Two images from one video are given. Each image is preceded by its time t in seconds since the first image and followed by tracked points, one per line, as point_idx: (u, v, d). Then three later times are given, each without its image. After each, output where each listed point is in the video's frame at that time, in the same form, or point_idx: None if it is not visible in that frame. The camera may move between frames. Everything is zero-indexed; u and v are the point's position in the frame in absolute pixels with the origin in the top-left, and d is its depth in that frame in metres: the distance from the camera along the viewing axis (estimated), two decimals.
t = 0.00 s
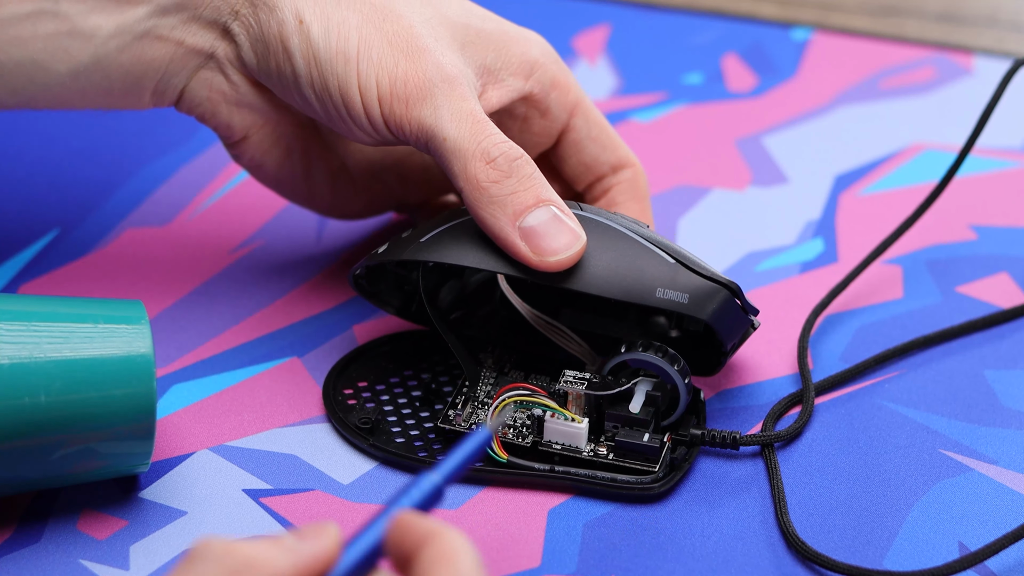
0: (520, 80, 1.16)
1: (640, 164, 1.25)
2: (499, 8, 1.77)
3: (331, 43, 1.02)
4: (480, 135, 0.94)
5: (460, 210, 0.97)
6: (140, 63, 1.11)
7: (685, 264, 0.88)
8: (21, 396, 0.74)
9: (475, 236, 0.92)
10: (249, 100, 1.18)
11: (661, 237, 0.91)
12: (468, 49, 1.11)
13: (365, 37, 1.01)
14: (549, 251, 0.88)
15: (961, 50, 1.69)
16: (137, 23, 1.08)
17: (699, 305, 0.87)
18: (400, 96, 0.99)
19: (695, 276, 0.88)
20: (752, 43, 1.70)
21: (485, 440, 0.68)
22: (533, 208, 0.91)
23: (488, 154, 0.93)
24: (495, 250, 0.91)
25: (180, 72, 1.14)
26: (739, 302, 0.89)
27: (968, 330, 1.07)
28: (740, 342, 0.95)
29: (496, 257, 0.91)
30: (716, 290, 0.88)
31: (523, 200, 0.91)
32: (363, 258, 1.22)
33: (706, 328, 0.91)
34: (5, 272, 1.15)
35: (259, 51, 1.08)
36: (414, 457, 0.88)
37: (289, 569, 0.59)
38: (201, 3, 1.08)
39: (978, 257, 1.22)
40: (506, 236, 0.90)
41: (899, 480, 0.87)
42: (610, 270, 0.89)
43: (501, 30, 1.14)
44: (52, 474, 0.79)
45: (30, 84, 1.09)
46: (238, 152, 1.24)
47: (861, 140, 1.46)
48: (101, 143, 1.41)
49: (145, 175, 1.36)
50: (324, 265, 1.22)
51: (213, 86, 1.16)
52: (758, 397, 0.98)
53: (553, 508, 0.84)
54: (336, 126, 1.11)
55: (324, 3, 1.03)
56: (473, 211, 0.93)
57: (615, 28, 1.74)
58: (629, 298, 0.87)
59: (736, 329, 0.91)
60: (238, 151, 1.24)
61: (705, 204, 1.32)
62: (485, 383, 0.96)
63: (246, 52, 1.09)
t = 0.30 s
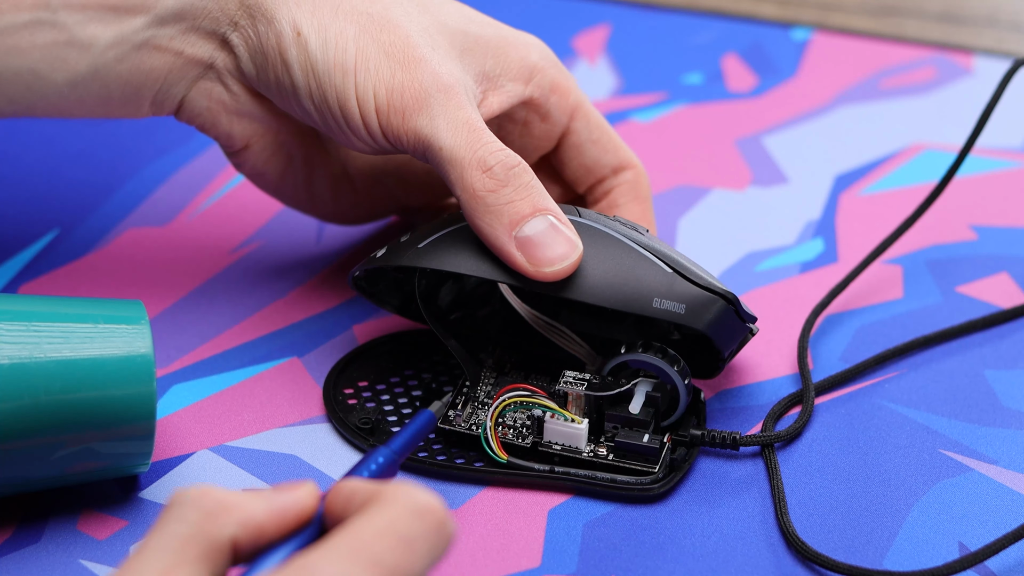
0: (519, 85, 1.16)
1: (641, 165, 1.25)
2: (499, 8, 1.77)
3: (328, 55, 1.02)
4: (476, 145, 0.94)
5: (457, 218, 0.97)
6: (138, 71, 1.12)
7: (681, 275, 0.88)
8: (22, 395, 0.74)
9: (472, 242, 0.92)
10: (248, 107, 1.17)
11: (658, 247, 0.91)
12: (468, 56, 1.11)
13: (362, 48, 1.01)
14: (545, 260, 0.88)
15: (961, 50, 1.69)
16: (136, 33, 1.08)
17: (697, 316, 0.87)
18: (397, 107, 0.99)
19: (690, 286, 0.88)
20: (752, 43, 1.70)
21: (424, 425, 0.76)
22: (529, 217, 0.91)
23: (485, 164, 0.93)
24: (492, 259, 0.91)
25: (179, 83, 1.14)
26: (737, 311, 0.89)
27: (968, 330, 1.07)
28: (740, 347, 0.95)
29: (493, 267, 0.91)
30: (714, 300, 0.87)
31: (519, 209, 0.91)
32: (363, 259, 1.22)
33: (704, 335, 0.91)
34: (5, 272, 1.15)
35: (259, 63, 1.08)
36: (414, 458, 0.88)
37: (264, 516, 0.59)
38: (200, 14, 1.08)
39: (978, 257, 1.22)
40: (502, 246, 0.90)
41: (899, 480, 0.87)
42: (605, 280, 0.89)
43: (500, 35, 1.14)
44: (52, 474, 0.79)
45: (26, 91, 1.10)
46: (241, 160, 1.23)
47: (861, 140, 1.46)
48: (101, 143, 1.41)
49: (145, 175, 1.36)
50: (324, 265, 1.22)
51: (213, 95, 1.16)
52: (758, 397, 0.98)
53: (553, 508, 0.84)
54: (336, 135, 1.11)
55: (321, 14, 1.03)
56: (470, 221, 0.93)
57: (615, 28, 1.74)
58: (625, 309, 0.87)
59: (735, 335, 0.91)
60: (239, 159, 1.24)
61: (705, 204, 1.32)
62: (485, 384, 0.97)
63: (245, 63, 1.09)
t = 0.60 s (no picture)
0: (518, 86, 1.16)
1: (640, 165, 1.25)
2: (499, 8, 1.77)
3: (327, 58, 1.02)
4: (476, 146, 0.94)
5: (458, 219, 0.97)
6: (137, 74, 1.12)
7: (684, 274, 0.88)
8: (21, 396, 0.74)
9: (474, 242, 0.92)
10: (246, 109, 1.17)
11: (661, 246, 0.91)
12: (466, 57, 1.11)
13: (361, 50, 1.01)
14: (547, 259, 0.88)
15: (961, 50, 1.69)
16: (133, 36, 1.09)
17: (699, 314, 0.87)
18: (396, 109, 0.99)
19: (693, 284, 0.88)
20: (752, 43, 1.70)
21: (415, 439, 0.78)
22: (530, 217, 0.91)
23: (485, 164, 0.93)
24: (494, 258, 0.91)
25: (177, 85, 1.14)
26: (738, 309, 0.89)
27: (968, 330, 1.07)
28: (740, 346, 0.94)
29: (496, 266, 0.91)
30: (715, 298, 0.87)
31: (520, 209, 0.91)
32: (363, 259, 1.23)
33: (706, 334, 0.91)
34: (5, 273, 1.15)
35: (257, 66, 1.08)
36: (414, 458, 0.88)
37: (250, 507, 0.59)
38: (198, 17, 1.08)
39: (978, 257, 1.22)
40: (504, 246, 0.90)
41: (899, 480, 0.87)
42: (609, 277, 0.89)
43: (497, 36, 1.15)
44: (51, 474, 0.79)
45: (25, 94, 1.10)
46: (239, 162, 1.23)
47: (861, 140, 1.46)
48: (101, 144, 1.41)
49: (144, 176, 1.36)
50: (324, 265, 1.22)
51: (210, 98, 1.16)
52: (758, 397, 0.98)
53: (553, 508, 0.84)
54: (334, 137, 1.11)
55: (319, 17, 1.03)
56: (471, 221, 0.93)
57: (615, 28, 1.74)
58: (629, 307, 0.87)
59: (736, 334, 0.90)
60: (239, 162, 1.24)
61: (705, 204, 1.32)
62: (485, 383, 0.97)
63: (243, 65, 1.09)
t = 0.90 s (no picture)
0: (518, 85, 1.16)
1: (640, 165, 1.25)
2: (499, 8, 1.77)
3: (327, 55, 1.02)
4: (477, 143, 0.94)
5: (459, 217, 0.97)
6: (137, 71, 1.12)
7: (685, 272, 0.88)
8: (21, 395, 0.74)
9: (475, 240, 0.92)
10: (246, 108, 1.17)
11: (661, 244, 0.91)
12: (467, 56, 1.11)
13: (361, 48, 1.01)
14: (548, 257, 0.88)
15: (961, 50, 1.69)
16: (135, 33, 1.09)
17: (699, 313, 0.87)
18: (397, 108, 0.99)
19: (694, 282, 0.88)
20: (752, 43, 1.70)
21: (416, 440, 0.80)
22: (531, 214, 0.90)
23: (485, 162, 0.93)
24: (494, 256, 0.91)
25: (178, 82, 1.14)
26: (738, 308, 0.89)
27: (968, 330, 1.07)
28: (740, 346, 0.94)
29: (497, 264, 0.91)
30: (716, 296, 0.87)
31: (521, 206, 0.91)
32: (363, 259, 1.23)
33: (706, 333, 0.91)
34: (5, 272, 1.15)
35: (257, 64, 1.08)
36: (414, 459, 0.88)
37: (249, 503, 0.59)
38: (198, 15, 1.08)
39: (978, 257, 1.22)
40: (505, 244, 0.90)
41: (899, 480, 0.87)
42: (610, 275, 0.89)
43: (499, 36, 1.15)
44: (51, 474, 0.79)
45: (26, 91, 1.10)
46: (241, 160, 1.24)
47: (861, 140, 1.46)
48: (101, 144, 1.41)
49: (145, 176, 1.36)
50: (324, 265, 1.22)
51: (211, 95, 1.16)
52: (758, 397, 0.98)
53: (553, 508, 0.84)
54: (334, 135, 1.11)
55: (320, 14, 1.03)
56: (471, 219, 0.93)
57: (615, 28, 1.74)
58: (629, 304, 0.87)
59: (737, 333, 0.90)
60: (240, 159, 1.24)
61: (705, 204, 1.32)
62: (485, 384, 0.97)
63: (244, 63, 1.09)
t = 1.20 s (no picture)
0: (518, 86, 1.16)
1: (640, 165, 1.25)
2: (499, 8, 1.77)
3: (326, 57, 1.02)
4: (477, 143, 0.94)
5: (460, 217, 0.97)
6: (137, 72, 1.12)
7: (685, 272, 0.88)
8: (21, 396, 0.74)
9: (475, 240, 0.92)
10: (246, 108, 1.17)
11: (661, 243, 0.91)
12: (467, 57, 1.11)
13: (361, 49, 1.01)
14: (548, 256, 0.88)
15: (961, 50, 1.69)
16: (134, 34, 1.09)
17: (699, 312, 0.87)
18: (397, 108, 0.99)
19: (695, 282, 0.88)
20: (752, 43, 1.70)
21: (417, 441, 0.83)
22: (532, 214, 0.90)
23: (486, 162, 0.93)
24: (495, 256, 0.91)
25: (177, 83, 1.14)
26: (739, 308, 0.89)
27: (968, 330, 1.07)
28: (740, 346, 0.94)
29: (498, 263, 0.91)
30: (716, 297, 0.87)
31: (522, 206, 0.91)
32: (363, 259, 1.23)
33: (706, 333, 0.91)
34: (5, 272, 1.15)
35: (257, 65, 1.08)
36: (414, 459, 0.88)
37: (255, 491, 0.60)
38: (198, 16, 1.07)
39: (978, 257, 1.22)
40: (505, 244, 0.90)
41: (899, 480, 0.87)
42: (610, 274, 0.89)
43: (498, 37, 1.15)
44: (51, 474, 0.79)
45: (26, 91, 1.10)
46: (241, 160, 1.24)
47: (861, 140, 1.46)
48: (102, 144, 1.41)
49: (145, 176, 1.36)
50: (324, 265, 1.22)
51: (210, 96, 1.16)
52: (758, 397, 0.98)
53: (553, 508, 0.84)
54: (334, 135, 1.11)
55: (319, 15, 1.03)
56: (472, 219, 0.93)
57: (615, 28, 1.74)
58: (630, 304, 0.87)
59: (737, 334, 0.90)
60: (240, 159, 1.24)
61: (705, 204, 1.32)
62: (485, 385, 0.97)
63: (243, 64, 1.09)
